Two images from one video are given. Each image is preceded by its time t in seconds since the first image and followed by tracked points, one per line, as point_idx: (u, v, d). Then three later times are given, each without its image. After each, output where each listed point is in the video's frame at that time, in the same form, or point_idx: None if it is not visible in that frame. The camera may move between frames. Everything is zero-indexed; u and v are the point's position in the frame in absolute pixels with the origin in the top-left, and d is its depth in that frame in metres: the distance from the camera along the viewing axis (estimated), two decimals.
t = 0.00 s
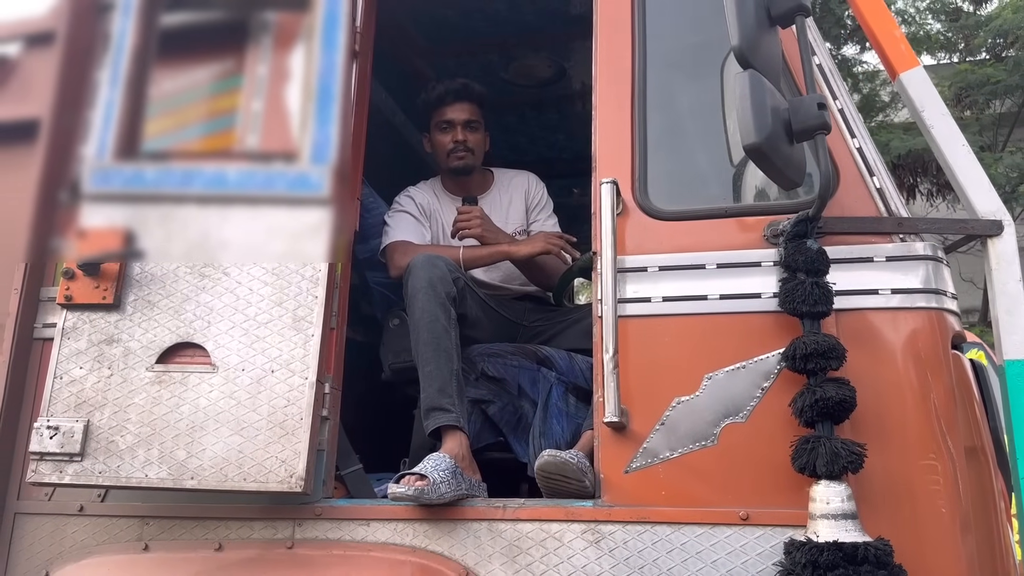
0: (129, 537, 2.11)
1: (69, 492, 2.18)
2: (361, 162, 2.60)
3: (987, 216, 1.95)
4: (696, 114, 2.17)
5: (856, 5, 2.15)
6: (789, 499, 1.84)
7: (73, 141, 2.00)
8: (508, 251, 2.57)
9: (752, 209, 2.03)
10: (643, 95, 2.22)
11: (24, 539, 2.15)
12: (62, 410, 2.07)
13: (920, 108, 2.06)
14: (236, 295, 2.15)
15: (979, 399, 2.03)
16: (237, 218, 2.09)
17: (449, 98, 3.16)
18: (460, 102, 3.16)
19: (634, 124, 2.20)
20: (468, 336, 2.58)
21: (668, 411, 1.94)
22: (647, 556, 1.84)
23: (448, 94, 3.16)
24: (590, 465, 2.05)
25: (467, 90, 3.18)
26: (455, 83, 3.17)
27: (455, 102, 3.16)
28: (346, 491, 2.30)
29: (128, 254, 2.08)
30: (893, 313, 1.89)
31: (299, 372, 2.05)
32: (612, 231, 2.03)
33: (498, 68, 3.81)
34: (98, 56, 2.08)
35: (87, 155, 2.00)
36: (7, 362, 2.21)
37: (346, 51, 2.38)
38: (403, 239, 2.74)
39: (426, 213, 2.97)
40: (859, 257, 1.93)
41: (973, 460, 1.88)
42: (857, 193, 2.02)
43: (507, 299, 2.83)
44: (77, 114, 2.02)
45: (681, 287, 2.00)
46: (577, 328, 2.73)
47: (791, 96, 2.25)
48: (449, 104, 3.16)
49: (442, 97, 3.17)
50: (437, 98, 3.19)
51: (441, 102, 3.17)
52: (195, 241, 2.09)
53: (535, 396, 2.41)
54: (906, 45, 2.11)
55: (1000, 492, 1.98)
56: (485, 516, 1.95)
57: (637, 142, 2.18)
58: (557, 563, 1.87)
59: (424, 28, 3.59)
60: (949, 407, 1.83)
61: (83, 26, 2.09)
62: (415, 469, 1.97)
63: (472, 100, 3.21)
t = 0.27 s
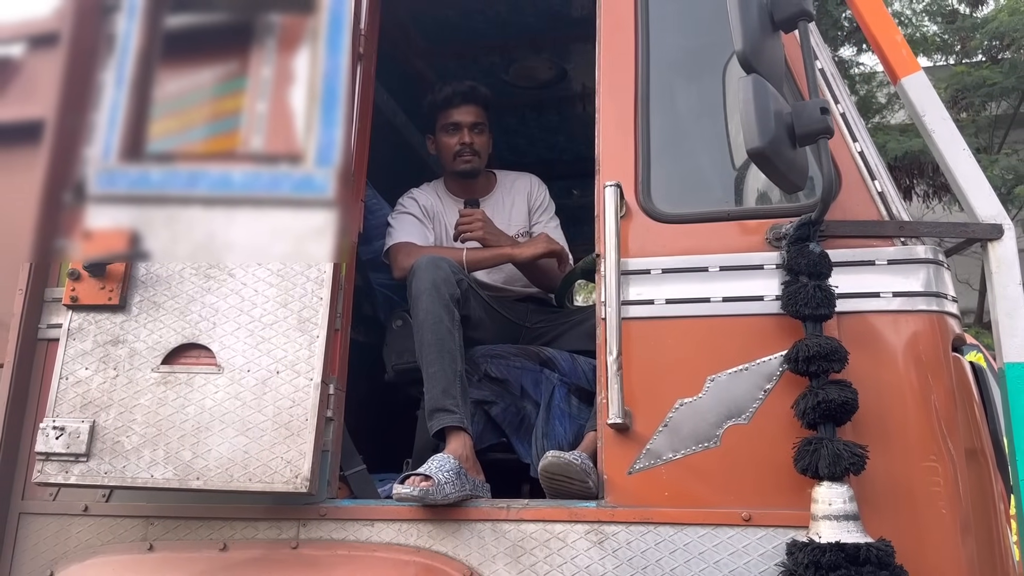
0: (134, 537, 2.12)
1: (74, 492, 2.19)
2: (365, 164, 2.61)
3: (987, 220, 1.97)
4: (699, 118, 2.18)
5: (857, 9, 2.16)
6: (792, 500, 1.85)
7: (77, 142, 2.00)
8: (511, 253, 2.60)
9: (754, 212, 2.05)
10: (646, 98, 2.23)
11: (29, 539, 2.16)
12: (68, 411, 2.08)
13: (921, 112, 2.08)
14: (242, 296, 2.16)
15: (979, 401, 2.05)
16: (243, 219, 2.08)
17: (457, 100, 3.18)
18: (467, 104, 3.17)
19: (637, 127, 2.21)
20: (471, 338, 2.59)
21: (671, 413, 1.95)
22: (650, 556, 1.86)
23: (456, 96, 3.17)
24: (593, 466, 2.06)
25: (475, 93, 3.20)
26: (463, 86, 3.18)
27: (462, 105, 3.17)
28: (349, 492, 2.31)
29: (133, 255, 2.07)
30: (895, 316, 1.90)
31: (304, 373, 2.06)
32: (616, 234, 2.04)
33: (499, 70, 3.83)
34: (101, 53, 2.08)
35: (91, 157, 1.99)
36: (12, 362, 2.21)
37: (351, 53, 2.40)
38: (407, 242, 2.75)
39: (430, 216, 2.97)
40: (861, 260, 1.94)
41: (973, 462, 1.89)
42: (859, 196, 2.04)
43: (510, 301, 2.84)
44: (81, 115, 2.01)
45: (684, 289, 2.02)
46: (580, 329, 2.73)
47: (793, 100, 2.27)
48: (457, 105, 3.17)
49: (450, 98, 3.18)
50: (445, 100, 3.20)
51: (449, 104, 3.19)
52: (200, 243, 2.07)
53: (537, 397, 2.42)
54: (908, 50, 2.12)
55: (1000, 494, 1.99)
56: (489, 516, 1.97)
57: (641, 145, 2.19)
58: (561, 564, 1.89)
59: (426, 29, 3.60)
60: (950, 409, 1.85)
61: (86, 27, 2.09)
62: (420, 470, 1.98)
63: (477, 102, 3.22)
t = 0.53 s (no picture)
0: (134, 537, 2.13)
1: (74, 492, 2.20)
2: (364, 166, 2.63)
3: (982, 224, 1.99)
4: (697, 122, 2.20)
5: (853, 13, 2.18)
6: (787, 501, 1.87)
7: (76, 143, 1.98)
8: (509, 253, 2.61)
9: (751, 216, 2.07)
10: (644, 102, 2.25)
11: (29, 539, 2.17)
12: (69, 412, 2.10)
13: (916, 117, 2.10)
14: (242, 297, 2.18)
15: (974, 403, 2.07)
16: (243, 221, 2.11)
17: (457, 102, 3.19)
18: (467, 106, 3.19)
19: (636, 130, 2.23)
20: (470, 339, 2.61)
21: (668, 414, 1.97)
22: (647, 557, 1.87)
23: (456, 98, 3.19)
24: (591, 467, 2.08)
25: (474, 95, 3.21)
26: (464, 88, 3.19)
27: (462, 106, 3.19)
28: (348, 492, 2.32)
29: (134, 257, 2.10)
30: (890, 319, 1.92)
31: (304, 374, 2.08)
32: (614, 237, 2.06)
33: (497, 72, 3.84)
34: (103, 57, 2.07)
35: (91, 157, 1.97)
36: (13, 363, 2.22)
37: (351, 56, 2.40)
38: (406, 245, 2.77)
39: (429, 218, 2.99)
40: (857, 263, 1.96)
41: (967, 463, 1.91)
42: (855, 200, 2.06)
43: (508, 302, 2.86)
44: (82, 117, 2.00)
45: (682, 292, 2.04)
46: (577, 331, 2.77)
47: (790, 105, 2.29)
48: (456, 107, 3.19)
49: (449, 100, 3.20)
50: (443, 101, 3.21)
51: (449, 105, 3.20)
52: (201, 245, 2.11)
53: (535, 398, 2.45)
54: (903, 55, 2.14)
55: (994, 496, 2.01)
56: (488, 517, 1.98)
57: (639, 149, 2.21)
58: (559, 564, 1.90)
59: (425, 31, 3.61)
60: (944, 412, 1.87)
61: (87, 28, 2.09)
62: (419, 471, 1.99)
63: (476, 104, 3.24)
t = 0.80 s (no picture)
0: (132, 535, 2.14)
1: (72, 490, 2.21)
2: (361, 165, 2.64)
3: (976, 226, 2.00)
4: (693, 122, 2.22)
5: (849, 15, 2.19)
6: (782, 500, 1.88)
7: (75, 143, 2.00)
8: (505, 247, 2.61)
9: (746, 216, 2.08)
10: (641, 102, 2.26)
11: (27, 537, 2.17)
12: (67, 410, 2.10)
13: (911, 119, 2.11)
14: (240, 296, 2.18)
15: (967, 403, 2.09)
16: (241, 221, 2.10)
17: (456, 101, 3.20)
18: (465, 106, 3.20)
19: (632, 131, 2.24)
20: (467, 339, 2.62)
21: (664, 414, 1.98)
22: (643, 555, 1.88)
23: (454, 97, 3.20)
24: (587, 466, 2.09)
25: (473, 95, 3.23)
26: (462, 87, 3.21)
27: (461, 106, 3.20)
28: (345, 491, 2.33)
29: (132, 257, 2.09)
30: (884, 319, 1.94)
31: (302, 373, 2.08)
32: (610, 237, 2.07)
33: (495, 72, 3.85)
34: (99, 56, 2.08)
35: (89, 157, 1.98)
36: (11, 362, 2.23)
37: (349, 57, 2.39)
38: (405, 243, 2.78)
39: (427, 218, 3.00)
40: (852, 264, 1.98)
41: (961, 463, 1.93)
42: (850, 201, 2.08)
43: (505, 301, 2.86)
44: (80, 115, 2.02)
45: (678, 292, 2.05)
46: (574, 331, 2.78)
47: (786, 107, 2.31)
48: (455, 107, 3.20)
49: (448, 99, 3.21)
50: (443, 100, 3.22)
51: (447, 104, 3.21)
52: (199, 245, 2.11)
53: (532, 398, 2.45)
54: (899, 58, 2.16)
55: (987, 495, 2.03)
56: (484, 515, 1.99)
57: (635, 149, 2.22)
58: (555, 562, 1.91)
59: (422, 31, 3.62)
60: (938, 411, 1.88)
61: (85, 27, 2.10)
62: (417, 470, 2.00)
63: (474, 104, 3.25)
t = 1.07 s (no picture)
0: (131, 533, 2.15)
1: (72, 488, 2.21)
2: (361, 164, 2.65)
3: (972, 226, 2.01)
4: (691, 122, 2.23)
5: (846, 15, 2.20)
6: (779, 498, 1.89)
7: (75, 142, 2.01)
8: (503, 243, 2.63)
9: (744, 216, 2.09)
10: (639, 102, 2.27)
11: (27, 534, 2.18)
12: (67, 408, 2.11)
13: (908, 119, 2.12)
14: (240, 295, 2.19)
15: (963, 403, 2.10)
16: (241, 220, 2.11)
17: (454, 100, 3.21)
18: (463, 105, 3.21)
19: (630, 131, 2.25)
20: (466, 337, 2.62)
21: (662, 412, 1.99)
22: (641, 553, 1.89)
23: (453, 96, 3.21)
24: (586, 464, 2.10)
25: (471, 93, 3.24)
26: (460, 86, 3.21)
27: (458, 105, 3.21)
28: (344, 489, 2.34)
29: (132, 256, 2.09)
30: (881, 319, 1.95)
31: (301, 372, 2.09)
32: (609, 236, 2.08)
33: (493, 72, 3.86)
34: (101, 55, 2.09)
35: (90, 156, 2.00)
36: (11, 360, 2.24)
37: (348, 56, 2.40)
38: (404, 242, 2.79)
39: (426, 216, 3.01)
40: (849, 264, 1.99)
41: (956, 461, 1.94)
42: (847, 201, 2.09)
43: (504, 300, 2.87)
44: (80, 114, 2.03)
45: (676, 291, 2.06)
46: (572, 330, 2.79)
47: (783, 107, 2.32)
48: (453, 105, 3.21)
49: (447, 98, 3.22)
50: (441, 100, 3.23)
51: (446, 103, 3.22)
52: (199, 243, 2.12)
53: (531, 397, 2.46)
54: (896, 59, 2.17)
55: (982, 494, 2.04)
56: (483, 513, 2.00)
57: (634, 149, 2.23)
58: (553, 560, 1.92)
59: (421, 31, 3.63)
60: (934, 410, 1.89)
61: (85, 26, 2.11)
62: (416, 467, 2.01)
63: (472, 103, 3.26)
